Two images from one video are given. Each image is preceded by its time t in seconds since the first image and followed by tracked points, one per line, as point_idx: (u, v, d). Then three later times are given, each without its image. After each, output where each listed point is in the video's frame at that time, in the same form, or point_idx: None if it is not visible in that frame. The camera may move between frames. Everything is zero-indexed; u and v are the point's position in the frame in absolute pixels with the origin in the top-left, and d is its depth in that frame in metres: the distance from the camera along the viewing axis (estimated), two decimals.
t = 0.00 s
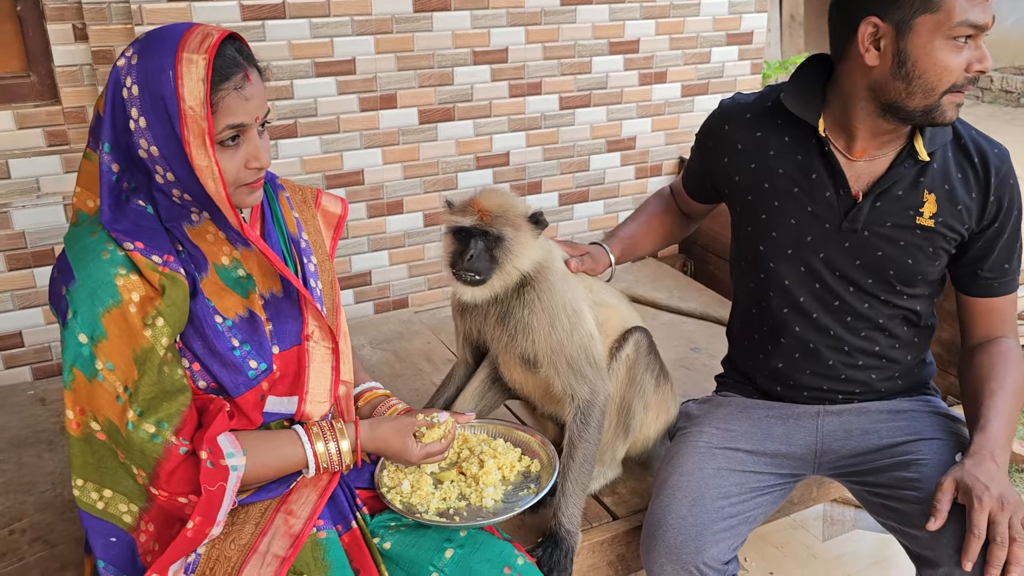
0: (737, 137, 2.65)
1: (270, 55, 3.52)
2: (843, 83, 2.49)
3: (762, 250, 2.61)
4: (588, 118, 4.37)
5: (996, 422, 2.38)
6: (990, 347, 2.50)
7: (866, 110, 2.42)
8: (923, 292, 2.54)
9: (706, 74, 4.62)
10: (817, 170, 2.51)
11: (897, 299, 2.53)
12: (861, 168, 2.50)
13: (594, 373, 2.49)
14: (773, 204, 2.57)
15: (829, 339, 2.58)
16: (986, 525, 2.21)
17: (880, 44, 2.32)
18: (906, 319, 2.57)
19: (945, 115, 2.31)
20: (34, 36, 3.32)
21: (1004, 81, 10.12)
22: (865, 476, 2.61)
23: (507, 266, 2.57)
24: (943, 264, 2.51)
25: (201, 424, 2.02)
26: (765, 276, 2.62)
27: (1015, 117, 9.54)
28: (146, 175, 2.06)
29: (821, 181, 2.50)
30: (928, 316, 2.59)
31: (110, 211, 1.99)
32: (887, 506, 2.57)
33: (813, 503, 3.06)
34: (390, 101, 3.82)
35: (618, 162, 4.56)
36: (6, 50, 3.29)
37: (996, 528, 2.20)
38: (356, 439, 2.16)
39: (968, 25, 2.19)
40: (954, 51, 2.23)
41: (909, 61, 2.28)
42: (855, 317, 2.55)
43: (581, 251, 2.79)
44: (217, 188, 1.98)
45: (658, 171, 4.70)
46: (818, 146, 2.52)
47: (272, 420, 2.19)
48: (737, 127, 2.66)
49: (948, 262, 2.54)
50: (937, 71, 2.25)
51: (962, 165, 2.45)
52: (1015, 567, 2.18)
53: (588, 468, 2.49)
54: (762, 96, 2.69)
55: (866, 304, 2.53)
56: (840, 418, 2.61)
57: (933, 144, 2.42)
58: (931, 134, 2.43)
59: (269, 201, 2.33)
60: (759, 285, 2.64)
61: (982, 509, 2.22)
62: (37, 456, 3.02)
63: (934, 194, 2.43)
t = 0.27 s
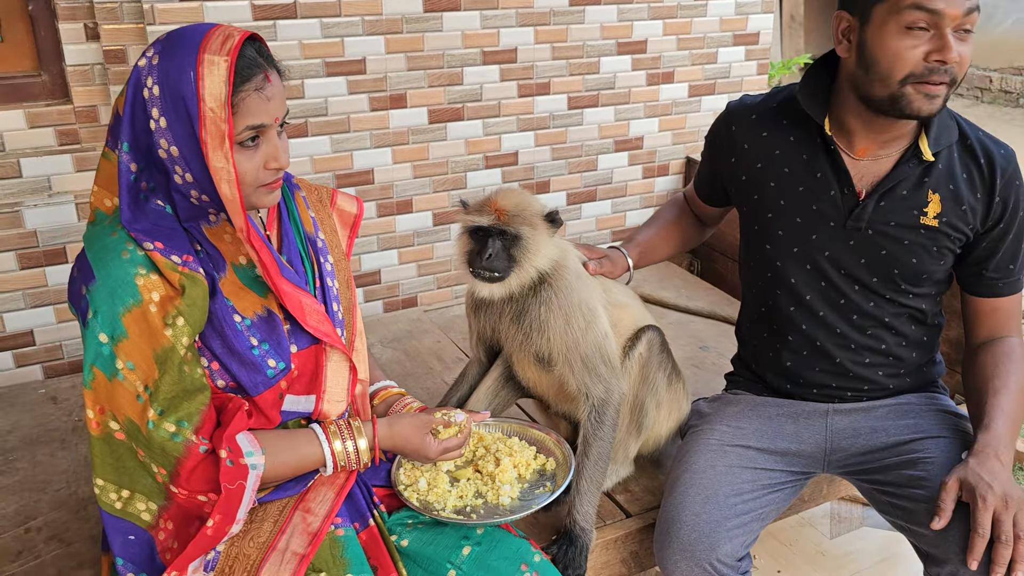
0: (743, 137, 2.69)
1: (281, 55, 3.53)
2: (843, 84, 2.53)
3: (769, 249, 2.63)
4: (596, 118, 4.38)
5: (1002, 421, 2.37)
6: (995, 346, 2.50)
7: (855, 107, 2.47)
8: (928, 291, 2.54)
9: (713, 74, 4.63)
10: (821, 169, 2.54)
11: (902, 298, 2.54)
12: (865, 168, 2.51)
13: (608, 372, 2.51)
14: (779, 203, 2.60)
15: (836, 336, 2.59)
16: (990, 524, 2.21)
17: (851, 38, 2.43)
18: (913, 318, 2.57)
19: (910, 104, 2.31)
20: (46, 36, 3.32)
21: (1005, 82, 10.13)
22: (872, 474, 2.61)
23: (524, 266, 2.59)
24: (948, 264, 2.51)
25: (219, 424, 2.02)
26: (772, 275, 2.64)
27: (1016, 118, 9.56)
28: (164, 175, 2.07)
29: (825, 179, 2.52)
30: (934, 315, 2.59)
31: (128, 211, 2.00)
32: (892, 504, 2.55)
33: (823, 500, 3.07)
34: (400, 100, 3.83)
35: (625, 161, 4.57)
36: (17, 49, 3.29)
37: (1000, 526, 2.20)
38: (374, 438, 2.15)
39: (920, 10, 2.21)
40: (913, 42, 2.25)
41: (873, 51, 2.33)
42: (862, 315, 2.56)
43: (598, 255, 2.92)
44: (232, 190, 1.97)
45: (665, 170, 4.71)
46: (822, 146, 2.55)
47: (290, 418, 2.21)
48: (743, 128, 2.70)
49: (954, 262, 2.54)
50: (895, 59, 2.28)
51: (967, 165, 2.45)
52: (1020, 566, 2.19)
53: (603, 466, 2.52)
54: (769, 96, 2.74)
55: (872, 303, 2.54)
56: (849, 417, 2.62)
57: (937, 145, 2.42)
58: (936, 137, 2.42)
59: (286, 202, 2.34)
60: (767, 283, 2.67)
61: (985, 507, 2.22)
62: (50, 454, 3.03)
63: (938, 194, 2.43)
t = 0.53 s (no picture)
0: (747, 136, 2.74)
1: (286, 54, 3.54)
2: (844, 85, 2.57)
3: (769, 246, 2.66)
4: (600, 118, 4.39)
5: (1009, 419, 2.38)
6: (1001, 348, 2.50)
7: (848, 107, 2.53)
8: (929, 293, 2.55)
9: (717, 74, 4.64)
10: (821, 168, 2.56)
11: (901, 300, 2.54)
12: (865, 168, 2.53)
13: (615, 370, 2.53)
14: (779, 202, 2.63)
15: (835, 334, 2.61)
16: (1000, 522, 2.22)
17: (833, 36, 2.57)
18: (914, 319, 2.58)
19: (876, 95, 2.39)
20: (52, 34, 3.33)
21: (1002, 82, 10.16)
22: (878, 472, 2.62)
23: (534, 265, 2.60)
24: (949, 267, 2.51)
25: (230, 421, 2.01)
26: (773, 272, 2.67)
27: (1014, 119, 9.58)
28: (176, 174, 2.07)
29: (825, 179, 2.55)
30: (937, 316, 2.59)
31: (139, 209, 2.00)
32: (897, 502, 2.57)
33: (828, 498, 3.08)
34: (405, 100, 3.84)
35: (629, 161, 4.58)
36: (23, 48, 3.30)
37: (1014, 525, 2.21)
38: (383, 435, 2.16)
39: (876, 4, 2.34)
40: (874, 33, 2.37)
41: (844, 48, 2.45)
42: (861, 315, 2.57)
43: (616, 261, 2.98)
44: (248, 185, 1.97)
45: (669, 170, 4.72)
46: (824, 145, 2.57)
47: (300, 415, 2.22)
48: (748, 126, 2.75)
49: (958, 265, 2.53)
50: (859, 51, 2.40)
51: (971, 169, 2.44)
52: None
53: (610, 464, 2.53)
54: (776, 95, 2.78)
55: (871, 303, 2.55)
56: (855, 415, 2.63)
57: (940, 148, 2.41)
58: (938, 139, 2.42)
59: (296, 201, 2.34)
60: (769, 280, 2.69)
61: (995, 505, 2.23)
62: (57, 452, 3.04)
63: (938, 199, 2.44)
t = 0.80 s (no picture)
0: (747, 135, 2.75)
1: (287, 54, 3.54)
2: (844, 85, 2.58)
3: (767, 246, 2.67)
4: (600, 118, 4.40)
5: (1010, 418, 2.39)
6: (1000, 348, 2.50)
7: (845, 106, 2.53)
8: (926, 294, 2.55)
9: (716, 74, 4.65)
10: (818, 168, 2.57)
11: (898, 301, 2.55)
12: (863, 168, 2.53)
13: (618, 369, 2.54)
14: (777, 202, 2.64)
15: (832, 334, 2.62)
16: (1000, 522, 2.23)
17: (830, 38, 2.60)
18: (911, 319, 2.58)
19: (868, 91, 2.40)
20: (53, 35, 3.33)
21: (999, 83, 10.17)
22: (878, 470, 2.63)
23: (536, 264, 2.61)
24: (946, 268, 2.51)
25: (234, 420, 2.02)
26: (771, 271, 2.68)
27: (1011, 119, 9.60)
28: (180, 173, 2.08)
29: (821, 178, 2.56)
30: (936, 317, 2.59)
31: (143, 208, 2.00)
32: (898, 500, 2.58)
33: (829, 497, 3.09)
34: (406, 100, 3.85)
35: (629, 161, 4.58)
36: (24, 48, 3.30)
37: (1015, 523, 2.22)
38: (387, 434, 2.16)
39: (869, 1, 2.37)
40: (865, 30, 2.39)
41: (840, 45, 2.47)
42: (858, 314, 2.58)
43: (620, 264, 3.03)
44: (250, 185, 1.98)
45: (668, 170, 4.72)
46: (821, 146, 2.58)
47: (303, 414, 2.22)
48: (749, 125, 2.76)
49: (957, 267, 2.53)
50: (851, 48, 2.42)
51: (970, 171, 2.44)
52: None
53: (612, 463, 2.54)
54: (777, 95, 2.79)
55: (868, 303, 2.56)
56: (856, 414, 2.64)
57: (937, 150, 2.42)
58: (935, 140, 2.42)
59: (299, 200, 2.35)
60: (768, 279, 2.70)
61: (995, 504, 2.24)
62: (59, 452, 3.04)
63: (933, 200, 2.44)
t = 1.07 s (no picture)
0: (743, 137, 2.76)
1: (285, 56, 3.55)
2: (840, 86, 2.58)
3: (762, 246, 2.68)
4: (598, 120, 4.41)
5: (1004, 419, 2.39)
6: (995, 349, 2.51)
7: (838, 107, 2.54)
8: (920, 296, 2.55)
9: (714, 76, 4.66)
10: (814, 169, 2.58)
11: (892, 303, 2.55)
12: (857, 170, 2.53)
13: (615, 371, 2.54)
14: (773, 202, 2.65)
15: (827, 334, 2.63)
16: (995, 523, 2.24)
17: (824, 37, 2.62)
18: (906, 321, 2.59)
19: (850, 90, 2.42)
20: (50, 37, 3.33)
21: (996, 84, 10.19)
22: (874, 471, 2.63)
23: (533, 266, 2.61)
24: (940, 271, 2.52)
25: (230, 422, 2.01)
26: (766, 271, 2.69)
27: (1008, 122, 9.63)
28: (175, 174, 2.08)
29: (817, 179, 2.57)
30: (930, 318, 2.60)
31: (140, 210, 2.00)
32: (893, 500, 2.58)
33: (826, 498, 3.09)
34: (404, 102, 3.85)
35: (626, 162, 4.59)
36: (22, 50, 3.30)
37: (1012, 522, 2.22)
38: (383, 435, 2.16)
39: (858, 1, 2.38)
40: (852, 29, 2.41)
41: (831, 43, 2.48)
42: (852, 316, 2.58)
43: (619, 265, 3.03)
44: (245, 187, 1.98)
45: (666, 172, 4.73)
46: (816, 146, 2.59)
47: (300, 416, 2.22)
48: (745, 127, 2.77)
49: (952, 269, 2.54)
50: (839, 46, 2.45)
51: (964, 173, 2.44)
52: None
53: (610, 464, 2.54)
54: (774, 96, 2.80)
55: (862, 305, 2.57)
56: (853, 414, 2.65)
57: (932, 151, 2.42)
58: (931, 142, 2.42)
59: (296, 202, 2.35)
60: (764, 280, 2.71)
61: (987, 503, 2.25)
62: (56, 455, 3.04)
63: (927, 203, 2.44)
